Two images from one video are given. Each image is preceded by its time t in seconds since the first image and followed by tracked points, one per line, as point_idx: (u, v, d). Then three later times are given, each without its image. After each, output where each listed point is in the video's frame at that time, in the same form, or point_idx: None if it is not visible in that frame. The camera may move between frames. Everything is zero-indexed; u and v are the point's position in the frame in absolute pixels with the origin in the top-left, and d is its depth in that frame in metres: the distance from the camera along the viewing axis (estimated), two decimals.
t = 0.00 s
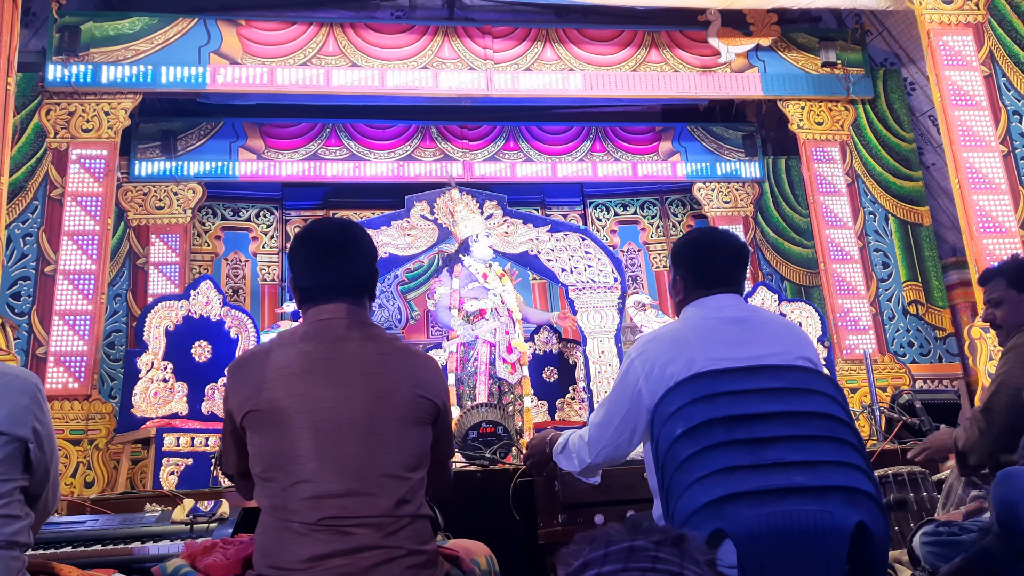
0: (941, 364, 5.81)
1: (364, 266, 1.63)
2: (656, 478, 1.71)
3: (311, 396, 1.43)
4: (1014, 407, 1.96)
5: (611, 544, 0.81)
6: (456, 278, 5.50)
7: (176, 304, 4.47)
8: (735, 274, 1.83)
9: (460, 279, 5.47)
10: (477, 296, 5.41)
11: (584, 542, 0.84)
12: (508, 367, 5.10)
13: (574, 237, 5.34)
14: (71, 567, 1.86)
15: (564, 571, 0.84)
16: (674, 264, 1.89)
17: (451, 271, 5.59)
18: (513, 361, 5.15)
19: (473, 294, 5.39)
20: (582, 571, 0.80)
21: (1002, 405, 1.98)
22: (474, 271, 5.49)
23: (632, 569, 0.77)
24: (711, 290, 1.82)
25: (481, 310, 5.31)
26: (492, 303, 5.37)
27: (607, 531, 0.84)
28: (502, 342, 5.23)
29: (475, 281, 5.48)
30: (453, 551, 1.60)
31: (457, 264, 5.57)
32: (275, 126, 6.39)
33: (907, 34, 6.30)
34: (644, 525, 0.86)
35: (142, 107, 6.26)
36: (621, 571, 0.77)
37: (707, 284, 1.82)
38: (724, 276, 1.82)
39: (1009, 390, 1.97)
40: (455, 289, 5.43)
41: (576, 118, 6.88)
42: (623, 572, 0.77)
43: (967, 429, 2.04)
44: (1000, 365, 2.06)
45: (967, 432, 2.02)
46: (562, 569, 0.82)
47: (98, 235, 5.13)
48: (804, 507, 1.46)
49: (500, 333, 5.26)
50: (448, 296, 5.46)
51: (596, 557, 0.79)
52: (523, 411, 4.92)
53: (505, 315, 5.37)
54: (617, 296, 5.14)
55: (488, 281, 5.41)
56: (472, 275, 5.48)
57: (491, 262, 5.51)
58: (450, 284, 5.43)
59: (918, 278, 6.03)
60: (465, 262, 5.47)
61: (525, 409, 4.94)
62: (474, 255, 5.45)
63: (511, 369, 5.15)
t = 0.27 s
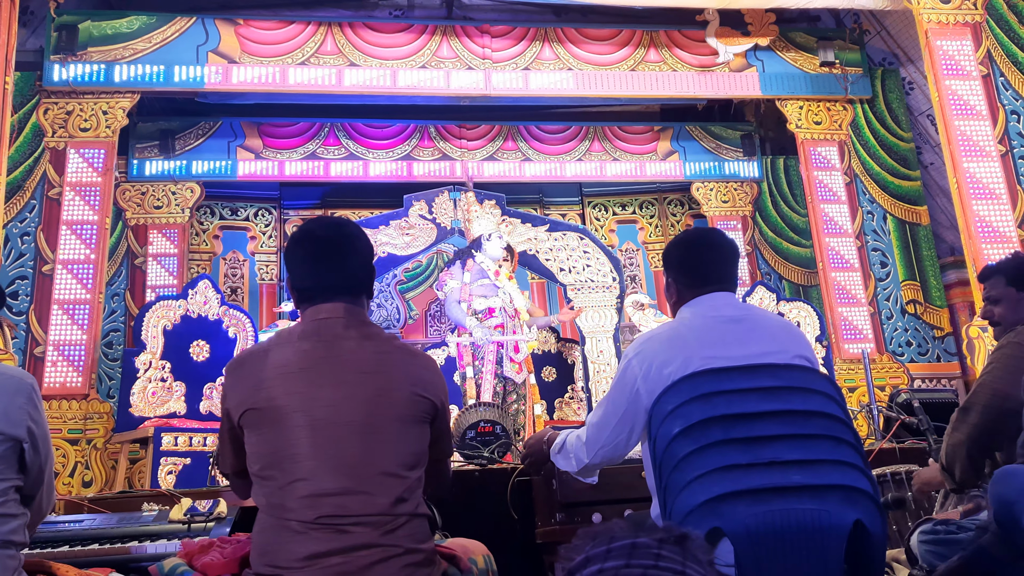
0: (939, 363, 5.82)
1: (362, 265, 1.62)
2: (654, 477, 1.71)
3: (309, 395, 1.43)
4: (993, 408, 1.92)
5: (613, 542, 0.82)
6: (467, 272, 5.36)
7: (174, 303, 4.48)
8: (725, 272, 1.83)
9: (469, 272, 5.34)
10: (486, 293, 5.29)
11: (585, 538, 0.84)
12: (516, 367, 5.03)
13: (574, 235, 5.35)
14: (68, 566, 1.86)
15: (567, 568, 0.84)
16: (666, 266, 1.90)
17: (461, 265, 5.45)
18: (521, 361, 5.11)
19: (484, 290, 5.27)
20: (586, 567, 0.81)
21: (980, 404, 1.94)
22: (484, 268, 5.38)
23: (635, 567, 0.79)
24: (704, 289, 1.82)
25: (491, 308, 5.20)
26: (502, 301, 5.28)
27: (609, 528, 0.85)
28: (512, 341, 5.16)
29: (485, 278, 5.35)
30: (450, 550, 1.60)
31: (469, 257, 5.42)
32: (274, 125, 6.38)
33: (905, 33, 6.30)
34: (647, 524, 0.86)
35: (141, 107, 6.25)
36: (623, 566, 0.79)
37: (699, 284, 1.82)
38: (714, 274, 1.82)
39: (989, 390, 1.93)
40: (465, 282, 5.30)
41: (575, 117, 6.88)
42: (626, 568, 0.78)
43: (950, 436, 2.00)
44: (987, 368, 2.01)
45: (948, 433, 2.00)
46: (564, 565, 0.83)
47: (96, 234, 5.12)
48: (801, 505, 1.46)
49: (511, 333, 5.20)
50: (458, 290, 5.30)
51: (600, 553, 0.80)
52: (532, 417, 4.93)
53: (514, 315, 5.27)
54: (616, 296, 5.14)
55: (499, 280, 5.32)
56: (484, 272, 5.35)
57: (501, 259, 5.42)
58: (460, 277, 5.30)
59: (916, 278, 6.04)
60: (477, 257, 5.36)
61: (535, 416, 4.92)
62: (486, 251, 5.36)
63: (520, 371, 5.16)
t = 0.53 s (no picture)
0: (936, 362, 5.83)
1: (359, 264, 1.62)
2: (650, 476, 1.71)
3: (304, 393, 1.43)
4: (985, 403, 1.92)
5: (613, 536, 0.79)
6: (475, 270, 5.37)
7: (171, 302, 4.49)
8: (723, 270, 1.83)
9: (476, 270, 5.35)
10: (495, 292, 5.28)
11: (585, 534, 0.82)
12: (523, 364, 5.09)
13: (572, 236, 5.67)
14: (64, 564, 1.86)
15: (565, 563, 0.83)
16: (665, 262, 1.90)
17: (470, 263, 5.44)
18: (528, 358, 5.13)
19: (492, 288, 5.27)
20: (583, 562, 0.77)
21: (970, 402, 1.95)
22: (492, 266, 5.38)
23: (633, 563, 0.76)
24: (701, 286, 1.82)
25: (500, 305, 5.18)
26: (510, 299, 5.25)
27: (610, 522, 0.83)
28: (519, 340, 5.15)
29: (494, 276, 5.35)
30: (446, 549, 1.60)
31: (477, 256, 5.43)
32: (271, 124, 6.38)
33: (903, 32, 6.30)
34: (646, 520, 0.85)
35: (138, 105, 6.24)
36: (622, 563, 0.75)
37: (696, 280, 1.82)
38: (712, 271, 1.82)
39: (981, 386, 1.94)
40: (473, 280, 5.32)
41: (572, 116, 6.88)
42: (625, 564, 0.75)
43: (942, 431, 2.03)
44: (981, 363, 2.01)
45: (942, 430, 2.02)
46: (562, 559, 0.81)
47: (93, 232, 5.10)
48: (797, 503, 1.46)
49: (518, 332, 5.18)
50: (466, 288, 5.30)
51: (598, 548, 0.77)
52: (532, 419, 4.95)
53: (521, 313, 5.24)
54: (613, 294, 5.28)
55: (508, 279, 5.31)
56: (492, 270, 5.35)
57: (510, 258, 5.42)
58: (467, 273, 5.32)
59: (913, 277, 6.05)
60: (485, 255, 5.36)
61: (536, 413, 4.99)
62: (494, 250, 5.38)
63: (526, 368, 5.11)
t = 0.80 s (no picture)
0: (933, 359, 5.85)
1: (353, 261, 1.62)
2: (644, 472, 1.71)
3: (297, 389, 1.42)
4: (968, 405, 1.89)
5: (608, 531, 0.78)
6: (476, 266, 5.49)
7: (167, 300, 4.47)
8: (718, 267, 1.83)
9: (477, 265, 5.48)
10: (496, 288, 5.39)
11: (580, 528, 0.81)
12: (526, 359, 5.16)
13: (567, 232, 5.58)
14: (57, 561, 1.85)
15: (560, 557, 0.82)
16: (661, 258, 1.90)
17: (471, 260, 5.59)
18: (531, 354, 5.19)
19: (492, 285, 5.38)
20: (578, 555, 0.77)
21: (954, 405, 1.91)
22: (493, 262, 5.49)
23: (628, 557, 0.75)
24: (696, 283, 1.82)
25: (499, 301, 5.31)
26: (510, 295, 5.35)
27: (606, 517, 0.82)
28: (520, 334, 5.24)
29: (494, 272, 5.46)
30: (440, 546, 1.60)
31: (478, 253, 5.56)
32: (267, 122, 6.36)
33: (899, 30, 6.30)
34: (641, 515, 0.85)
35: (133, 103, 6.23)
36: (617, 558, 0.75)
37: (692, 277, 1.82)
38: (708, 268, 1.82)
39: (962, 388, 1.90)
40: (474, 276, 5.44)
41: (569, 114, 6.88)
42: (620, 558, 0.74)
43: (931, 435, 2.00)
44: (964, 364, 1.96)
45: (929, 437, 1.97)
46: (557, 553, 0.80)
47: (88, 230, 5.09)
48: (791, 499, 1.45)
49: (519, 326, 5.26)
50: (467, 284, 5.45)
51: (592, 542, 0.77)
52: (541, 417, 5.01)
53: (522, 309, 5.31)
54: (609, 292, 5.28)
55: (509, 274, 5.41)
56: (493, 266, 5.46)
57: (512, 253, 5.51)
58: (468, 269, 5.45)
59: (909, 274, 6.06)
60: (486, 252, 5.48)
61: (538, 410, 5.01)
62: (495, 246, 5.51)
63: (530, 363, 5.18)
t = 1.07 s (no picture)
0: (929, 355, 5.88)
1: (347, 256, 1.61)
2: (640, 467, 1.71)
3: (293, 385, 1.42)
4: (976, 405, 1.90)
5: (605, 524, 0.78)
6: (477, 262, 5.52)
7: (164, 297, 4.46)
8: (716, 263, 1.83)
9: (479, 261, 5.51)
10: (496, 283, 5.40)
11: (578, 521, 0.81)
12: (524, 356, 5.13)
13: (564, 230, 6.02)
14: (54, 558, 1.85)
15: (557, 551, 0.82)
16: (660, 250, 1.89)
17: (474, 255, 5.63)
18: (530, 350, 5.17)
19: (493, 280, 5.40)
20: (575, 548, 0.77)
21: (963, 405, 1.92)
22: (495, 258, 5.53)
23: (624, 550, 0.75)
24: (693, 279, 1.81)
25: (499, 297, 5.29)
26: (511, 290, 5.36)
27: (604, 510, 0.82)
28: (520, 331, 5.22)
29: (494, 268, 5.50)
30: (437, 541, 1.60)
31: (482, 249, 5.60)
32: (264, 118, 6.35)
33: (895, 26, 6.30)
34: (638, 510, 0.85)
35: (130, 99, 6.20)
36: (614, 551, 0.74)
37: (690, 273, 1.82)
38: (705, 265, 1.82)
39: (969, 388, 1.91)
40: (475, 272, 5.46)
41: (566, 110, 6.87)
42: (616, 551, 0.75)
43: (934, 435, 2.00)
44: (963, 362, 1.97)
45: (937, 439, 1.97)
46: (554, 546, 0.80)
47: (84, 227, 5.07)
48: (787, 495, 1.45)
49: (519, 323, 5.24)
50: (468, 279, 5.46)
51: (590, 535, 0.77)
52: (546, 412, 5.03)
53: (521, 304, 5.32)
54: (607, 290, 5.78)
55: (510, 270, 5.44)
56: (494, 262, 5.51)
57: (515, 251, 5.59)
58: (470, 264, 5.46)
59: (906, 270, 6.09)
60: (488, 247, 5.51)
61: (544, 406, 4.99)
62: (499, 243, 5.55)
63: (528, 359, 5.16)
